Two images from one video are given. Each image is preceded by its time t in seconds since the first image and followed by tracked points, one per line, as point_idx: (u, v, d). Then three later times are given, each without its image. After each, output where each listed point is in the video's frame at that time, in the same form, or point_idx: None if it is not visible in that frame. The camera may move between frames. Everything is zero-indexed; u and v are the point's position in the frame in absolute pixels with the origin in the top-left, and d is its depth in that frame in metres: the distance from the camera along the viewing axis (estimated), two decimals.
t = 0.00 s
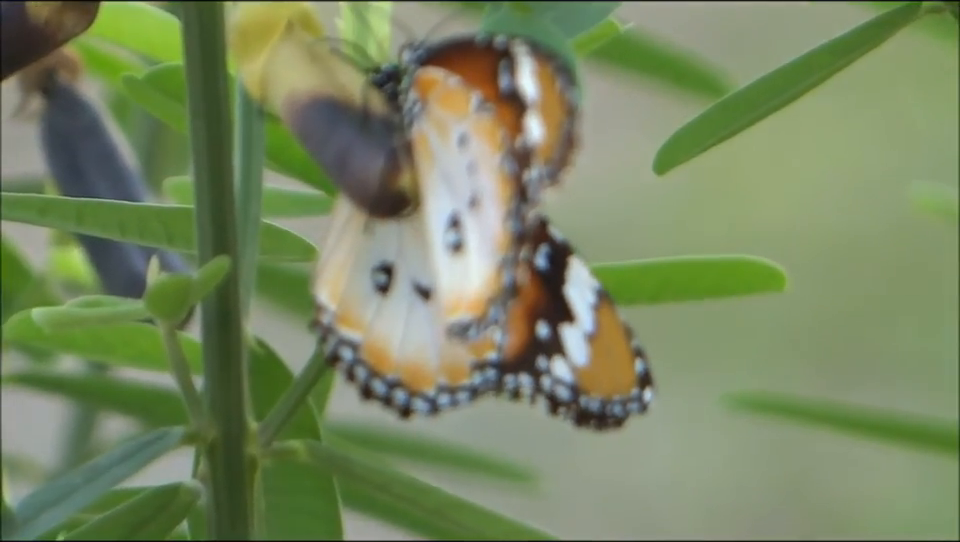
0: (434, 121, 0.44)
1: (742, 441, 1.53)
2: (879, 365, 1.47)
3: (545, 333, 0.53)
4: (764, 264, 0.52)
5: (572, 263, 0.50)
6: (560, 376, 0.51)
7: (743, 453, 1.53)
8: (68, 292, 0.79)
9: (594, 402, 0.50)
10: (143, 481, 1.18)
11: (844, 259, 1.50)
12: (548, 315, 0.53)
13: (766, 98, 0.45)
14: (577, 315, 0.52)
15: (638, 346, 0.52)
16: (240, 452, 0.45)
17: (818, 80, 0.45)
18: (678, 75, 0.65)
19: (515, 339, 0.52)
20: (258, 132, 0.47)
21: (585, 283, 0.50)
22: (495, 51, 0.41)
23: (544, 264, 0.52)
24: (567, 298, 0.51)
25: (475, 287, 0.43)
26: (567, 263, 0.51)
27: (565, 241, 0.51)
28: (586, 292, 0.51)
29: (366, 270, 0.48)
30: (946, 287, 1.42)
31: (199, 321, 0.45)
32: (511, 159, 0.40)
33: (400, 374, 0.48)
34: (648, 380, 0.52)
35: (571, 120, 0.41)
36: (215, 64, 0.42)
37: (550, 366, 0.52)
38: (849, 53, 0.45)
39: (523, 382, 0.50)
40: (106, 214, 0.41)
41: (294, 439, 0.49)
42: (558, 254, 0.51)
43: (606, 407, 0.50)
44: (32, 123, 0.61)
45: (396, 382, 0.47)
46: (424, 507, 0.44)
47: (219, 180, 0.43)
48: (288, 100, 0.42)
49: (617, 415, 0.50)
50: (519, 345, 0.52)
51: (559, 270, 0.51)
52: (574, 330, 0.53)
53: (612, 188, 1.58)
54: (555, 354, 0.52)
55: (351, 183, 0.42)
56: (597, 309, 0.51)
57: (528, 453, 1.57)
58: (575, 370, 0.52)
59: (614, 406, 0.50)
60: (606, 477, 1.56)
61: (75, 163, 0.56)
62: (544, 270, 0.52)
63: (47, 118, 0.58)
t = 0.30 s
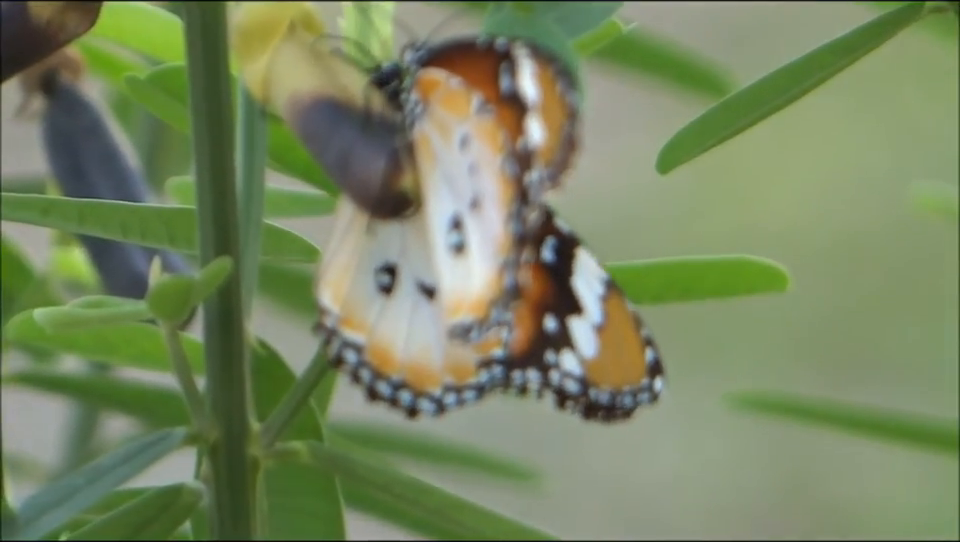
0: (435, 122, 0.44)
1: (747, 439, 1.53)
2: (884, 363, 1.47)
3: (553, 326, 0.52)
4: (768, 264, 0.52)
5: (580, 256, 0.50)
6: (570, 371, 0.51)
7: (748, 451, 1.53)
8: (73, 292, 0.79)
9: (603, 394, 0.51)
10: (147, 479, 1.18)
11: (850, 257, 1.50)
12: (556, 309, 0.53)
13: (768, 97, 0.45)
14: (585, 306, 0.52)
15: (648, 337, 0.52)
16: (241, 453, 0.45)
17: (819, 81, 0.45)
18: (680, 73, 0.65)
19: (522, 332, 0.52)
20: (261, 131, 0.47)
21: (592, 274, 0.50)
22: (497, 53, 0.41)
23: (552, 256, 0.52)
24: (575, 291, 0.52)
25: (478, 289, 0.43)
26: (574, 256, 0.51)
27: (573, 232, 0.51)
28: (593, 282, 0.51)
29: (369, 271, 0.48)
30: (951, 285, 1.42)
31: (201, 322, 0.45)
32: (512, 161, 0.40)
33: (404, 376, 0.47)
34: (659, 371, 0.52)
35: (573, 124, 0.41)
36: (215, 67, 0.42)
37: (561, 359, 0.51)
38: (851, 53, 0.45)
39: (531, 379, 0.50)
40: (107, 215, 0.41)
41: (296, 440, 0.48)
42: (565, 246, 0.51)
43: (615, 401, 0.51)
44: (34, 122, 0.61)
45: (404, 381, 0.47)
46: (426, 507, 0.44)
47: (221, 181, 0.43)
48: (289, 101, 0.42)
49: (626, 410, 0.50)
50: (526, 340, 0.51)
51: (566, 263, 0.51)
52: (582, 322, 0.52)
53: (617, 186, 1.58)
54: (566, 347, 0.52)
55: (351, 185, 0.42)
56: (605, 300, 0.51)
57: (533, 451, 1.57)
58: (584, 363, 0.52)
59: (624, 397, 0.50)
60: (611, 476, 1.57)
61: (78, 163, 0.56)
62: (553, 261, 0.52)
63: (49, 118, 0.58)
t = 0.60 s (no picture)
0: (438, 125, 0.44)
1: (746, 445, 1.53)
2: (883, 368, 1.48)
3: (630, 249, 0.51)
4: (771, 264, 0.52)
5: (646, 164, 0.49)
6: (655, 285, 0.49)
7: (746, 458, 1.53)
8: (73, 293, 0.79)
9: (699, 287, 0.47)
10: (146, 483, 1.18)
11: (848, 264, 1.50)
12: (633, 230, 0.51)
13: (769, 97, 0.45)
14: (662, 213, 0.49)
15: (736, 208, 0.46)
16: (243, 454, 0.45)
17: (821, 82, 0.45)
18: (682, 73, 0.65)
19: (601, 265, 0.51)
20: (263, 133, 0.47)
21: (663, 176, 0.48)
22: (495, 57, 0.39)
23: (614, 180, 0.50)
24: (646, 202, 0.49)
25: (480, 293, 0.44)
26: (641, 167, 0.49)
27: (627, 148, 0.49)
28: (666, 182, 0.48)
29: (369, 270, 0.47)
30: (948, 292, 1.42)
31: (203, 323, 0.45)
32: (511, 166, 0.40)
33: (411, 365, 0.46)
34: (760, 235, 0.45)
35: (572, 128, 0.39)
36: (220, 67, 0.42)
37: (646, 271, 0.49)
38: (853, 53, 0.45)
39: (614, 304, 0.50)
40: (111, 216, 0.41)
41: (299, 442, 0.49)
42: (629, 165, 0.50)
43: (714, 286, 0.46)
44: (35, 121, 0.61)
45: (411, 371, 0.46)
46: (428, 509, 0.44)
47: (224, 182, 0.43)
48: (292, 101, 0.42)
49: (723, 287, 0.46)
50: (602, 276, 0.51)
51: (633, 180, 0.50)
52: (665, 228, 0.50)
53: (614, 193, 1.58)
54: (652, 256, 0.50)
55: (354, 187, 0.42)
56: (686, 197, 0.48)
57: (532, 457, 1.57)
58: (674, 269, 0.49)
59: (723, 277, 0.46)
60: (610, 483, 1.57)
61: (80, 165, 0.56)
62: (613, 185, 0.50)
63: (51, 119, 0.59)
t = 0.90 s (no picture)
0: (439, 126, 0.44)
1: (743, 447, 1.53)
2: (881, 369, 1.48)
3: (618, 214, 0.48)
4: (772, 265, 0.52)
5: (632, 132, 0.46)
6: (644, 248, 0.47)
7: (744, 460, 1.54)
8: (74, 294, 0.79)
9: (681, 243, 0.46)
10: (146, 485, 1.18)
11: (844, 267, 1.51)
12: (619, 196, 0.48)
13: (773, 97, 0.45)
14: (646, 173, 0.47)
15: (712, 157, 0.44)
16: (246, 456, 0.45)
17: (823, 82, 0.45)
18: (683, 75, 0.66)
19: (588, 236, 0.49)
20: (266, 134, 0.47)
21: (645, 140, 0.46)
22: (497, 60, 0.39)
23: (603, 150, 0.48)
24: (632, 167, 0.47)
25: (482, 295, 0.43)
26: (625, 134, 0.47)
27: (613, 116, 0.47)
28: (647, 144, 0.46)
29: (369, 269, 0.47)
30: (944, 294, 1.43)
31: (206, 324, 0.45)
32: (513, 169, 0.39)
33: (408, 360, 0.46)
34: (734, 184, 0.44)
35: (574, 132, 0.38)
36: (223, 70, 0.41)
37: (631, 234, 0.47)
38: (856, 54, 0.45)
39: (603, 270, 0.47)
40: (116, 216, 0.40)
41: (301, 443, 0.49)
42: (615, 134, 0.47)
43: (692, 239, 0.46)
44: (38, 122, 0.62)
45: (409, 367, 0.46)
46: (431, 511, 0.44)
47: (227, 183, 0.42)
48: (294, 104, 0.42)
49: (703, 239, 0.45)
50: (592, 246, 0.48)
51: (618, 148, 0.47)
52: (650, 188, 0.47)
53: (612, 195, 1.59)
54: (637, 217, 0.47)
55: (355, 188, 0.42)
56: (668, 157, 0.46)
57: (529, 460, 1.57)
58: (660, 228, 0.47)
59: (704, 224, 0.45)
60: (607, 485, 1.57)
61: (82, 166, 0.56)
62: (603, 156, 0.48)
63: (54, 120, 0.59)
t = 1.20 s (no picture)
0: (438, 125, 0.43)
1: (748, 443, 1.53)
2: (883, 369, 1.48)
3: (596, 313, 0.54)
4: (773, 266, 0.52)
5: (624, 234, 0.52)
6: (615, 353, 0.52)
7: (749, 456, 1.54)
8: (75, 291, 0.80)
9: (657, 371, 0.51)
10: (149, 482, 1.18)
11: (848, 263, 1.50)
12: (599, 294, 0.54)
13: (774, 97, 0.45)
14: (632, 286, 0.52)
15: (704, 306, 0.50)
16: (246, 456, 0.45)
17: (824, 83, 0.45)
18: (683, 76, 0.66)
19: (564, 319, 0.53)
20: (265, 133, 0.48)
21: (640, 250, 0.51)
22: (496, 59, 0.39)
23: (591, 239, 0.53)
24: (620, 270, 0.53)
25: (483, 296, 0.43)
26: (617, 233, 0.52)
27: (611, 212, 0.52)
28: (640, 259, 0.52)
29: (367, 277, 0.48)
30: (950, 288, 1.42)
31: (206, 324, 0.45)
32: (513, 168, 0.39)
33: (400, 380, 0.49)
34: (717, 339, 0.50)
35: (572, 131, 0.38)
36: (223, 67, 0.41)
37: (607, 342, 0.53)
38: (856, 54, 0.45)
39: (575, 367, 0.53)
40: (115, 217, 0.40)
41: (301, 443, 0.49)
42: (607, 228, 0.53)
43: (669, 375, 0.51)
44: (38, 123, 0.62)
45: (402, 387, 0.49)
46: (431, 510, 0.43)
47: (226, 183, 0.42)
48: (294, 103, 0.42)
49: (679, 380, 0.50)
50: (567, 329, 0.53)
51: (608, 242, 0.53)
52: (632, 301, 0.53)
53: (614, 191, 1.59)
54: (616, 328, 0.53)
55: (356, 188, 0.41)
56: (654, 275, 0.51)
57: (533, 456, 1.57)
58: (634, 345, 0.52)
59: (679, 370, 0.50)
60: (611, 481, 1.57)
61: (83, 165, 0.57)
62: (591, 244, 0.53)
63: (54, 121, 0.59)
